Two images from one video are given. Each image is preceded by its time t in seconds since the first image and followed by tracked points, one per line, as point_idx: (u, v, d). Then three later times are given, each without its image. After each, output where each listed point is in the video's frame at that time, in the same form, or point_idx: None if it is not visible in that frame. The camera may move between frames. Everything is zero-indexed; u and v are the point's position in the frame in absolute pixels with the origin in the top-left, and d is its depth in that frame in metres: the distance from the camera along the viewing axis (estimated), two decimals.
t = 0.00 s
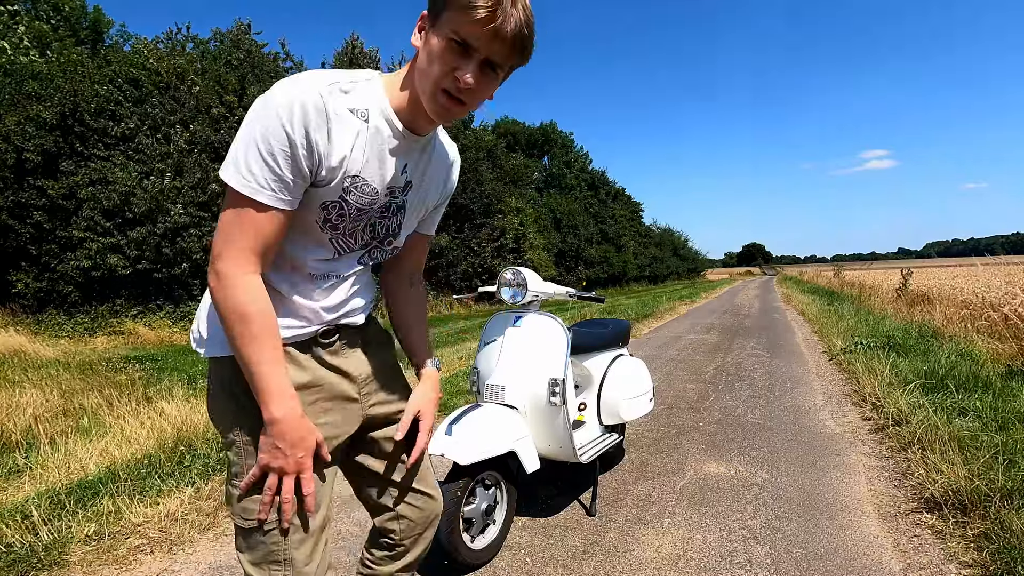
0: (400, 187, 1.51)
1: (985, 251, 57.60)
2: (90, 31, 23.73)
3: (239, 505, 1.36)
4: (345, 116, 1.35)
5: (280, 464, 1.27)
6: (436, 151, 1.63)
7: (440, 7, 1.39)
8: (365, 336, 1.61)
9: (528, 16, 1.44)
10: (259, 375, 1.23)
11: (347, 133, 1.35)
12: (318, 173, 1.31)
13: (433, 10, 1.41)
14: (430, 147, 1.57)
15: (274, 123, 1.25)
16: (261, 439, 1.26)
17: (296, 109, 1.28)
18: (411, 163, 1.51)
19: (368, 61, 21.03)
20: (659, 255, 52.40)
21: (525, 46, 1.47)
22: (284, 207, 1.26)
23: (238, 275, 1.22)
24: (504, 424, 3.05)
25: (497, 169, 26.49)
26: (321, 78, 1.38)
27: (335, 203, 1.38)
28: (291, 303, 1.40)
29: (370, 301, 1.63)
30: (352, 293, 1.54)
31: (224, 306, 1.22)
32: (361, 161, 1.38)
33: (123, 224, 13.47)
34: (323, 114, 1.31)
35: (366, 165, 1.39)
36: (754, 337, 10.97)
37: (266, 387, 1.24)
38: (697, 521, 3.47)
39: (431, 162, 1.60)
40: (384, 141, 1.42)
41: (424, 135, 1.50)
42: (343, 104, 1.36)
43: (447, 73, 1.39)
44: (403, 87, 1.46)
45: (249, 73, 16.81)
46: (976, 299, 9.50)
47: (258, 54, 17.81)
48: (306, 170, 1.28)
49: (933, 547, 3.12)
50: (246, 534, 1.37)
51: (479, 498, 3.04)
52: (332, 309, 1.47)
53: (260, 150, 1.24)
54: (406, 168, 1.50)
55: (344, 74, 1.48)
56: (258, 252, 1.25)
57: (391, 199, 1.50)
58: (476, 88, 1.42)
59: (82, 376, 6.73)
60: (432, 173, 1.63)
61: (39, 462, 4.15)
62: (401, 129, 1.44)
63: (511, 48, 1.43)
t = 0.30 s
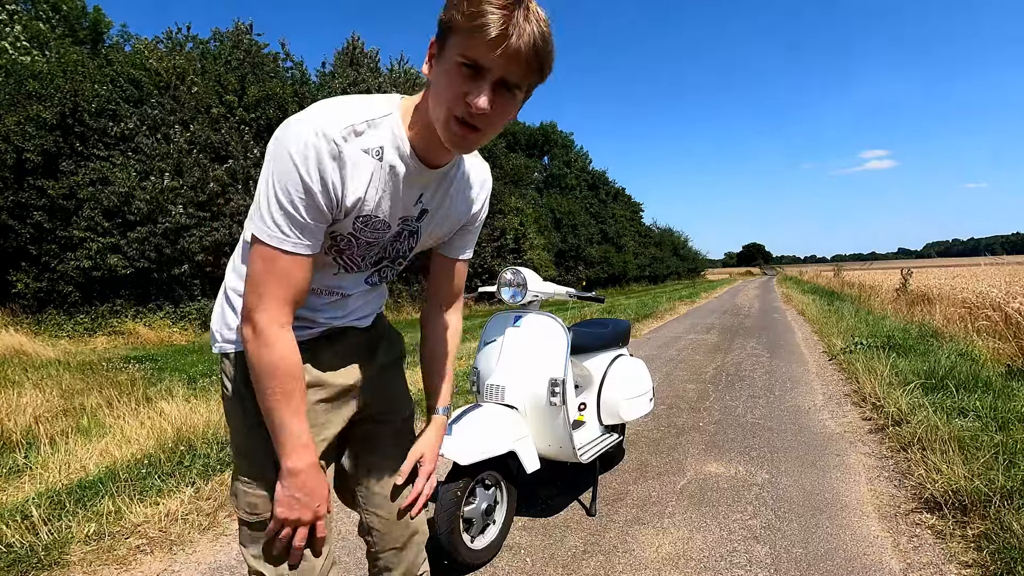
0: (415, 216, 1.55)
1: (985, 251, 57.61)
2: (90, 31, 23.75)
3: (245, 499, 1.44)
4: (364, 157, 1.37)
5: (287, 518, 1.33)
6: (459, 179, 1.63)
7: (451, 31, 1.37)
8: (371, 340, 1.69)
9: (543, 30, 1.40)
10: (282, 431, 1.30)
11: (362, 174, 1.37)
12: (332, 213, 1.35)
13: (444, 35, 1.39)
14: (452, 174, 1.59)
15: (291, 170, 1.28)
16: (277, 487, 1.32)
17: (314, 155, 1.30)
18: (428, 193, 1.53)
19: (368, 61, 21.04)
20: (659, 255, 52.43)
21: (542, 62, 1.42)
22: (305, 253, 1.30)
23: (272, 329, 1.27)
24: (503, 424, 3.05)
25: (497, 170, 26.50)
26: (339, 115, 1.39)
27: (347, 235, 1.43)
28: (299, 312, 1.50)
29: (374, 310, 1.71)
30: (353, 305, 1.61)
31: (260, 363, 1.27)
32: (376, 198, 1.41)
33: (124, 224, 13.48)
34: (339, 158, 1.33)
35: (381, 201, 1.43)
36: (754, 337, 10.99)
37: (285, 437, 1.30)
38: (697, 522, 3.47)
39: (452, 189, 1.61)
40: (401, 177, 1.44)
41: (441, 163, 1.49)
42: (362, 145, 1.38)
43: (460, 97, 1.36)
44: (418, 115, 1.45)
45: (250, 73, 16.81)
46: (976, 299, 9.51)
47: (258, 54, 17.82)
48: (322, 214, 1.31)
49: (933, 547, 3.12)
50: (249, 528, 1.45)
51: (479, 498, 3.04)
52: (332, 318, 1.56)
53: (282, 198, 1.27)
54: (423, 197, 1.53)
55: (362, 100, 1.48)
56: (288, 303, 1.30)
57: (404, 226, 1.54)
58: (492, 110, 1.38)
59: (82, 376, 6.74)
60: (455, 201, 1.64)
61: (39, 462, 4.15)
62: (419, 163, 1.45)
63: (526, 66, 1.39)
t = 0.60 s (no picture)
0: (429, 216, 1.57)
1: (985, 251, 57.65)
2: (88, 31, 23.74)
3: (269, 485, 1.56)
4: (369, 160, 1.40)
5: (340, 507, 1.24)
6: (475, 178, 1.64)
7: (447, 25, 1.37)
8: (398, 335, 1.73)
9: (538, 14, 1.38)
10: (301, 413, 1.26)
11: (369, 177, 1.40)
12: (337, 217, 1.37)
13: (440, 31, 1.39)
14: (468, 172, 1.59)
15: (294, 177, 1.30)
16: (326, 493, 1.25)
17: (319, 161, 1.32)
18: (440, 194, 1.55)
19: (368, 61, 21.04)
20: (659, 255, 52.43)
21: (540, 45, 1.41)
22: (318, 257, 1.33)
23: (277, 323, 1.28)
24: (504, 423, 3.05)
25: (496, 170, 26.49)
26: (344, 121, 1.41)
27: (358, 236, 1.47)
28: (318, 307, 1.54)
29: (397, 306, 1.75)
30: (376, 301, 1.65)
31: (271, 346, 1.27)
32: (388, 198, 1.45)
33: (124, 224, 13.48)
34: (343, 162, 1.35)
35: (393, 201, 1.46)
36: (754, 337, 10.99)
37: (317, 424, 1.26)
38: (697, 521, 3.47)
39: (467, 189, 1.62)
40: (409, 179, 1.46)
41: (454, 160, 1.49)
42: (368, 148, 1.40)
43: (462, 90, 1.35)
44: (423, 114, 1.46)
45: (250, 73, 16.81)
46: (976, 299, 9.50)
47: (258, 54, 17.83)
48: (331, 217, 1.34)
49: (933, 547, 3.12)
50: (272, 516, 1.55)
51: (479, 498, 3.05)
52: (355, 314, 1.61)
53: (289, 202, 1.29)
54: (435, 198, 1.55)
55: (366, 104, 1.50)
56: (290, 296, 1.30)
57: (418, 226, 1.57)
58: (497, 100, 1.37)
59: (81, 376, 6.74)
60: (470, 200, 1.66)
61: (39, 462, 4.15)
62: (430, 163, 1.47)
63: (525, 50, 1.37)
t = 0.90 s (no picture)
0: (443, 217, 1.58)
1: (985, 251, 57.67)
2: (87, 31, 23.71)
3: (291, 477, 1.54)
4: (380, 161, 1.42)
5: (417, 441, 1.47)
6: (487, 176, 1.64)
7: (446, 23, 1.37)
8: (418, 335, 1.80)
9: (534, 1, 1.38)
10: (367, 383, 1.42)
11: (381, 178, 1.43)
12: (350, 218, 1.41)
13: (439, 31, 1.39)
14: (480, 170, 1.60)
15: (307, 181, 1.36)
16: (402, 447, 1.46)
17: (331, 164, 1.37)
18: (453, 193, 1.56)
19: (368, 61, 21.04)
20: (659, 255, 52.42)
21: (539, 32, 1.40)
22: (342, 255, 1.42)
23: (320, 317, 1.41)
24: (504, 423, 3.05)
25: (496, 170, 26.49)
26: (355, 124, 1.44)
27: (374, 236, 1.49)
28: (342, 307, 1.58)
29: (417, 308, 1.78)
30: (395, 301, 1.69)
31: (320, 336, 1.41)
32: (403, 199, 1.47)
33: (124, 224, 13.48)
34: (353, 165, 1.38)
35: (408, 202, 1.48)
36: (754, 337, 10.99)
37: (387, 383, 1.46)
38: (697, 522, 3.47)
39: (479, 188, 1.62)
40: (421, 179, 1.47)
41: (467, 159, 1.50)
42: (379, 150, 1.42)
43: (466, 86, 1.35)
44: (430, 115, 1.46)
45: (250, 73, 16.82)
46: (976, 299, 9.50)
47: (258, 54, 17.83)
48: (343, 218, 1.39)
49: (933, 547, 3.12)
50: (291, 505, 1.54)
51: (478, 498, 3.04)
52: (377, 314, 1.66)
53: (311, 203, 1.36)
54: (449, 197, 1.56)
55: (377, 109, 1.52)
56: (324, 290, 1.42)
57: (433, 226, 1.59)
58: (502, 93, 1.37)
59: (81, 376, 6.74)
60: (482, 200, 1.65)
61: (39, 462, 4.15)
62: (441, 162, 1.48)
63: (524, 39, 1.37)
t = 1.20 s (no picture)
0: (450, 221, 1.58)
1: (985, 251, 57.74)
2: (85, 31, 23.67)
3: (302, 472, 1.54)
4: (384, 166, 1.42)
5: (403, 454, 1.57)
6: (492, 181, 1.63)
7: (451, 28, 1.37)
8: (428, 334, 1.80)
9: (540, 6, 1.38)
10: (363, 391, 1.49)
11: (386, 182, 1.43)
12: (353, 220, 1.42)
13: (445, 36, 1.40)
14: (486, 177, 1.59)
15: (311, 183, 1.37)
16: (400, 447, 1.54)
17: (336, 166, 1.37)
18: (459, 199, 1.56)
19: (368, 61, 21.04)
20: (659, 255, 52.44)
21: (544, 38, 1.40)
22: (345, 255, 1.43)
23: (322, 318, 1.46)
24: (504, 423, 3.05)
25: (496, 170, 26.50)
26: (362, 128, 1.44)
27: (378, 237, 1.50)
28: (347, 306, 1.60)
29: (424, 309, 1.79)
30: (403, 303, 1.70)
31: (320, 338, 1.46)
32: (407, 205, 1.47)
33: (124, 224, 13.48)
34: (357, 169, 1.39)
35: (413, 207, 1.48)
36: (753, 337, 10.99)
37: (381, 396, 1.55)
38: (697, 522, 3.47)
39: (485, 194, 1.62)
40: (426, 184, 1.47)
41: (471, 165, 1.50)
42: (383, 154, 1.43)
43: (470, 92, 1.36)
44: (434, 119, 1.46)
45: (250, 73, 16.82)
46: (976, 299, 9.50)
47: (258, 55, 17.84)
48: (346, 221, 1.40)
49: (933, 547, 3.12)
50: (299, 500, 1.54)
51: (479, 498, 3.04)
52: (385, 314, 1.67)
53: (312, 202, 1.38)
54: (454, 202, 1.56)
55: (384, 112, 1.53)
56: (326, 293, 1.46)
57: (439, 231, 1.59)
58: (506, 98, 1.37)
59: (82, 376, 6.74)
60: (489, 206, 1.65)
61: (39, 462, 4.15)
62: (446, 169, 1.48)
63: (528, 45, 1.37)
